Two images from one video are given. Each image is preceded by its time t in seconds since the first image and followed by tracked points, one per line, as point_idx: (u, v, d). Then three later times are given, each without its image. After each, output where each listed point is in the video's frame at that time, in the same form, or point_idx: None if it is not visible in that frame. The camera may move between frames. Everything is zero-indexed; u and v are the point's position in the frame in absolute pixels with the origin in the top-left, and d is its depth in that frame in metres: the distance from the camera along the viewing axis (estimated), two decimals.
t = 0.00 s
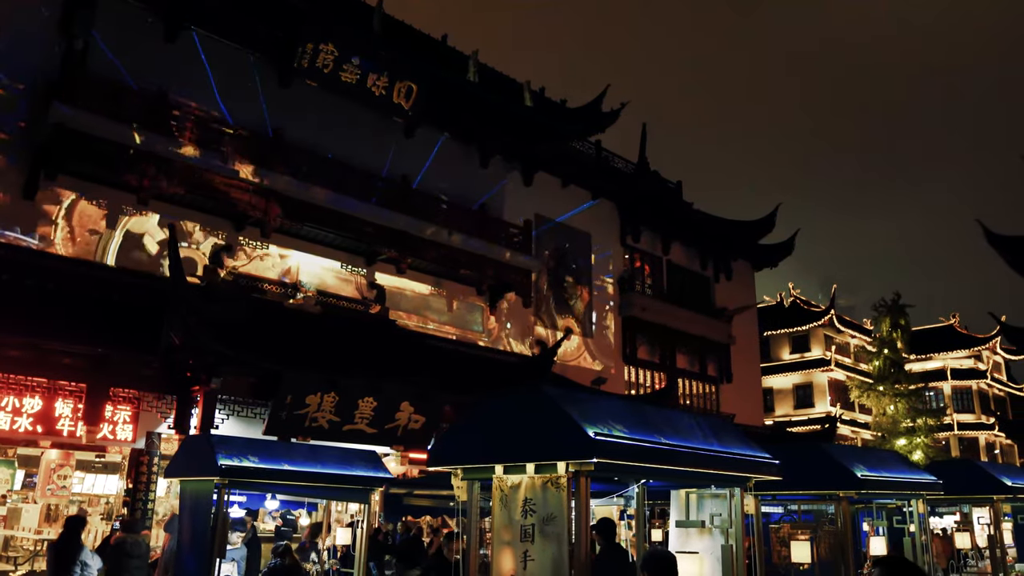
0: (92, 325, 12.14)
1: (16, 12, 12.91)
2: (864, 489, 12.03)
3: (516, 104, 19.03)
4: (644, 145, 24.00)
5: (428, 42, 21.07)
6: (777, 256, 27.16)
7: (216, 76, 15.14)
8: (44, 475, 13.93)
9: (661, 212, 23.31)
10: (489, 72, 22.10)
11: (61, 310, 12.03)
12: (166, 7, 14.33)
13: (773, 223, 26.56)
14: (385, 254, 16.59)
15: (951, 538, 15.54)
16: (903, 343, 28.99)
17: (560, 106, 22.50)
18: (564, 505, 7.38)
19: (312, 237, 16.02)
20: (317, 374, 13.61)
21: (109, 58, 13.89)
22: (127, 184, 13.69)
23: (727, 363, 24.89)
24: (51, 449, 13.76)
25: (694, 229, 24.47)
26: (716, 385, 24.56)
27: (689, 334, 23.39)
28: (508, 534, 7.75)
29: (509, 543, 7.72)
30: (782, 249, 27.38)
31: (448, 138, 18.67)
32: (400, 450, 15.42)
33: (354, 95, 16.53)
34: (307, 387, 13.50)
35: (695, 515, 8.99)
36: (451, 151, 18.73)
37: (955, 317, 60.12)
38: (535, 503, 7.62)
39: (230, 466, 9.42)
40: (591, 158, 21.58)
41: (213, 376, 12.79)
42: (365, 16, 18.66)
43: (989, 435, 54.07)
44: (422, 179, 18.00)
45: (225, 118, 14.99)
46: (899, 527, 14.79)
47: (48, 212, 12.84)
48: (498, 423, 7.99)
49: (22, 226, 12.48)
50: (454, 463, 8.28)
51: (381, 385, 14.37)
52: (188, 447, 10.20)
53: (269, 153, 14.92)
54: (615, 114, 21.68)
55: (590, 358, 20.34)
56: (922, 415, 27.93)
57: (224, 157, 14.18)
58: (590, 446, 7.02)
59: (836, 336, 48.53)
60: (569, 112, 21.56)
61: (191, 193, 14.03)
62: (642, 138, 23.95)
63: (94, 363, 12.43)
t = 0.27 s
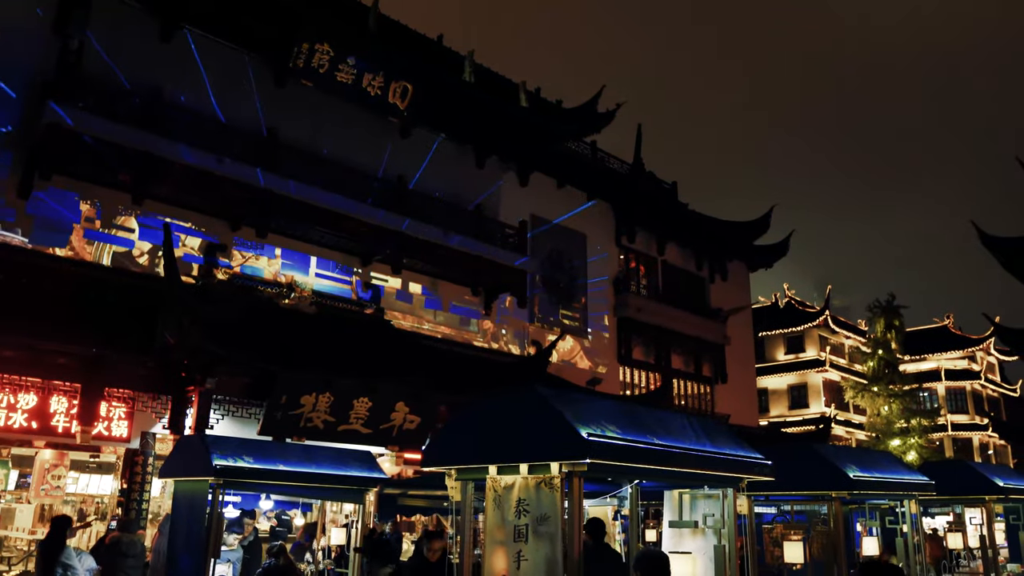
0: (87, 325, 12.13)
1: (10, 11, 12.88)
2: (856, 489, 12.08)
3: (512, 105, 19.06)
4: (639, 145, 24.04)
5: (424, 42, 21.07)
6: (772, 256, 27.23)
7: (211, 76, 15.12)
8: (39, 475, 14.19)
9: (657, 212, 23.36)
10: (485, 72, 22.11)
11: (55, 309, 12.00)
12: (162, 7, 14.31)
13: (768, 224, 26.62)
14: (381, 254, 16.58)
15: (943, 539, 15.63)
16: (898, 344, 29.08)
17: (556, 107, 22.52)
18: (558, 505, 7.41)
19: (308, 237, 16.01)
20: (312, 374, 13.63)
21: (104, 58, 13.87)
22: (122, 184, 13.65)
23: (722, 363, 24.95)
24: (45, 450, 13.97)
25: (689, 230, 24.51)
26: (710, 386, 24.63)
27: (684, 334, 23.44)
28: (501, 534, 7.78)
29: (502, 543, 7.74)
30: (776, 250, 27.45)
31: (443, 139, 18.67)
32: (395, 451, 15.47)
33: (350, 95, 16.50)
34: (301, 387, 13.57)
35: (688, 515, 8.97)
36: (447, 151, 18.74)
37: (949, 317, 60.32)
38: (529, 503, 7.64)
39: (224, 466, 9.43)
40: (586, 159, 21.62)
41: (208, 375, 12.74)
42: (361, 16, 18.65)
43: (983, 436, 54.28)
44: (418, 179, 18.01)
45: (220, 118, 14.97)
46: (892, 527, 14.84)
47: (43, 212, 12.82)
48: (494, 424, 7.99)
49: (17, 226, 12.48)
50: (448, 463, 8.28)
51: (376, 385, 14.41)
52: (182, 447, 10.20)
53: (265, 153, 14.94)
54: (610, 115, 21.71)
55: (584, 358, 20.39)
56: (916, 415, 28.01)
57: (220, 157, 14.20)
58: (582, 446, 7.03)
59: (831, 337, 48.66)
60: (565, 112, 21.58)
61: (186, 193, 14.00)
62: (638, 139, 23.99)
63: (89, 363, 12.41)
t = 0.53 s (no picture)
0: (82, 325, 12.10)
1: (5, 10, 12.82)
2: (849, 488, 12.10)
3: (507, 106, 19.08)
4: (635, 145, 24.07)
5: (420, 42, 21.07)
6: (767, 257, 27.27)
7: (206, 75, 15.08)
8: (32, 475, 14.11)
9: (652, 213, 23.38)
10: (481, 72, 22.12)
11: (51, 309, 11.98)
12: (157, 6, 14.27)
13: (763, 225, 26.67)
14: (376, 254, 16.58)
15: (936, 539, 15.68)
16: (892, 344, 29.16)
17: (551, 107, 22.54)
18: (551, 504, 7.40)
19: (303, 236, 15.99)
20: (307, 374, 13.63)
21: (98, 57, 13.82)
22: (116, 182, 13.59)
23: (717, 363, 24.98)
24: (40, 449, 13.96)
25: (684, 230, 24.55)
26: (705, 386, 24.68)
27: (679, 335, 23.48)
28: (493, 532, 7.79)
29: (495, 542, 7.74)
30: (771, 250, 27.50)
31: (439, 139, 18.67)
32: (390, 451, 15.44)
33: (346, 95, 16.50)
34: (297, 386, 13.55)
35: (681, 514, 8.97)
36: (442, 151, 18.75)
37: (944, 318, 60.49)
38: (522, 502, 7.64)
39: (219, 465, 9.42)
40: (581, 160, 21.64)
41: (203, 375, 12.78)
42: (357, 15, 18.63)
43: (977, 436, 54.47)
44: (413, 179, 18.00)
45: (214, 117, 14.94)
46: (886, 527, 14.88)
47: (37, 211, 12.74)
48: (489, 424, 8.00)
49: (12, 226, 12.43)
50: (442, 462, 8.28)
51: (371, 384, 14.42)
52: (177, 446, 10.19)
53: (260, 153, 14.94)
54: (606, 114, 21.74)
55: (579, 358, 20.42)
56: (911, 415, 28.08)
57: (215, 156, 14.25)
58: (576, 445, 7.05)
59: (826, 337, 48.80)
60: (560, 112, 21.59)
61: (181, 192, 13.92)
62: (633, 139, 24.02)
63: (84, 362, 12.38)
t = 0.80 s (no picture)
0: (76, 324, 12.07)
1: None
2: (841, 488, 12.14)
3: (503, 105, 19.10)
4: (630, 145, 24.10)
5: (415, 41, 21.07)
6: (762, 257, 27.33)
7: (201, 74, 15.06)
8: (26, 474, 14.16)
9: (647, 213, 23.42)
10: (476, 72, 22.14)
11: (45, 308, 11.96)
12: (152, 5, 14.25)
13: (758, 225, 26.73)
14: (371, 253, 16.57)
15: (929, 538, 15.73)
16: (887, 344, 29.23)
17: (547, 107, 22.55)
18: (543, 503, 7.39)
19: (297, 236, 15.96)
20: (302, 373, 13.62)
21: (91, 55, 13.72)
22: (109, 181, 13.43)
23: (712, 363, 25.07)
24: (32, 449, 13.96)
25: (680, 230, 24.59)
26: (699, 385, 24.74)
27: (674, 335, 23.54)
28: (485, 529, 7.80)
29: (486, 539, 7.74)
30: (766, 250, 27.57)
31: (434, 138, 18.68)
32: (384, 450, 15.47)
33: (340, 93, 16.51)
34: (292, 385, 13.53)
35: (675, 513, 9.00)
36: (437, 151, 18.74)
37: (938, 318, 60.69)
38: (514, 500, 7.65)
39: (212, 464, 9.41)
40: (577, 159, 21.66)
41: (198, 375, 12.69)
42: (352, 14, 18.62)
43: (970, 436, 54.67)
44: (408, 178, 17.99)
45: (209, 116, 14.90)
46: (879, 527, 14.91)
47: (30, 213, 12.86)
48: (483, 423, 7.98)
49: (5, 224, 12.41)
50: (435, 461, 8.28)
51: (366, 384, 14.44)
52: (170, 444, 10.17)
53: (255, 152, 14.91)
54: (601, 114, 21.77)
55: (574, 357, 20.46)
56: (905, 415, 28.16)
57: (209, 156, 14.04)
58: (569, 443, 7.05)
59: (820, 337, 48.95)
60: (556, 112, 21.60)
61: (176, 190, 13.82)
62: (628, 139, 24.05)
63: (79, 361, 12.34)
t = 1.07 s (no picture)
0: (66, 323, 12.02)
1: None
2: (831, 487, 12.18)
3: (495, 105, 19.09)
4: (623, 145, 24.12)
5: (409, 40, 21.04)
6: (754, 257, 27.41)
7: (193, 72, 14.99)
8: (14, 475, 13.76)
9: (639, 212, 23.46)
10: (469, 71, 22.12)
11: (35, 307, 11.92)
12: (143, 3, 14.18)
13: (750, 225, 26.80)
14: (363, 253, 16.55)
15: (918, 536, 15.80)
16: (878, 344, 29.34)
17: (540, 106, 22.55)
18: (530, 501, 7.40)
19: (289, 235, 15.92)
20: (293, 372, 13.60)
21: (81, 53, 13.66)
22: (100, 179, 13.31)
23: (703, 363, 25.15)
24: (23, 448, 13.75)
25: (672, 229, 24.64)
26: (691, 385, 24.80)
27: (665, 335, 23.61)
28: (472, 527, 7.78)
29: (473, 537, 7.72)
30: (758, 250, 27.65)
31: (427, 137, 18.65)
32: (377, 449, 15.33)
33: (333, 92, 16.41)
34: (283, 384, 13.57)
35: (665, 512, 9.01)
36: (430, 150, 18.72)
37: (929, 319, 60.97)
38: (502, 498, 7.64)
39: (202, 463, 9.37)
40: (570, 159, 21.66)
41: (188, 375, 12.67)
42: (345, 12, 18.57)
43: (961, 435, 54.93)
44: (400, 178, 17.96)
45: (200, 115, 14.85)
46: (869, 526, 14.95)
47: (20, 211, 12.75)
48: (474, 422, 7.96)
49: None
50: (424, 459, 8.28)
51: (356, 383, 14.46)
52: (160, 444, 10.13)
53: (247, 151, 14.88)
54: (594, 114, 21.78)
55: (566, 357, 20.48)
56: (896, 415, 28.26)
57: (201, 156, 13.94)
58: (558, 442, 7.05)
59: (812, 337, 49.13)
60: (549, 112, 21.60)
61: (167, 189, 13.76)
62: (621, 138, 24.07)
63: (69, 360, 12.30)
